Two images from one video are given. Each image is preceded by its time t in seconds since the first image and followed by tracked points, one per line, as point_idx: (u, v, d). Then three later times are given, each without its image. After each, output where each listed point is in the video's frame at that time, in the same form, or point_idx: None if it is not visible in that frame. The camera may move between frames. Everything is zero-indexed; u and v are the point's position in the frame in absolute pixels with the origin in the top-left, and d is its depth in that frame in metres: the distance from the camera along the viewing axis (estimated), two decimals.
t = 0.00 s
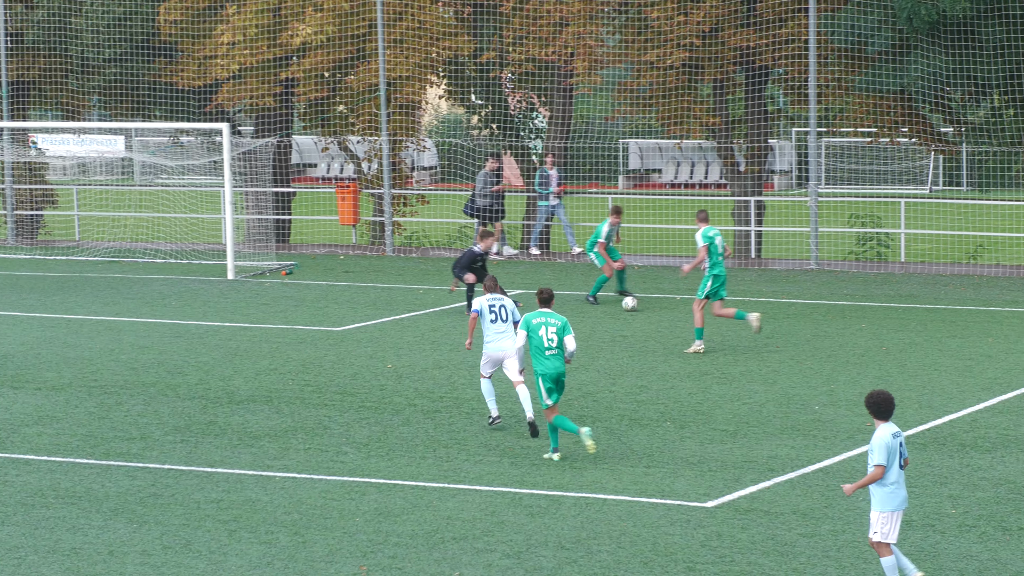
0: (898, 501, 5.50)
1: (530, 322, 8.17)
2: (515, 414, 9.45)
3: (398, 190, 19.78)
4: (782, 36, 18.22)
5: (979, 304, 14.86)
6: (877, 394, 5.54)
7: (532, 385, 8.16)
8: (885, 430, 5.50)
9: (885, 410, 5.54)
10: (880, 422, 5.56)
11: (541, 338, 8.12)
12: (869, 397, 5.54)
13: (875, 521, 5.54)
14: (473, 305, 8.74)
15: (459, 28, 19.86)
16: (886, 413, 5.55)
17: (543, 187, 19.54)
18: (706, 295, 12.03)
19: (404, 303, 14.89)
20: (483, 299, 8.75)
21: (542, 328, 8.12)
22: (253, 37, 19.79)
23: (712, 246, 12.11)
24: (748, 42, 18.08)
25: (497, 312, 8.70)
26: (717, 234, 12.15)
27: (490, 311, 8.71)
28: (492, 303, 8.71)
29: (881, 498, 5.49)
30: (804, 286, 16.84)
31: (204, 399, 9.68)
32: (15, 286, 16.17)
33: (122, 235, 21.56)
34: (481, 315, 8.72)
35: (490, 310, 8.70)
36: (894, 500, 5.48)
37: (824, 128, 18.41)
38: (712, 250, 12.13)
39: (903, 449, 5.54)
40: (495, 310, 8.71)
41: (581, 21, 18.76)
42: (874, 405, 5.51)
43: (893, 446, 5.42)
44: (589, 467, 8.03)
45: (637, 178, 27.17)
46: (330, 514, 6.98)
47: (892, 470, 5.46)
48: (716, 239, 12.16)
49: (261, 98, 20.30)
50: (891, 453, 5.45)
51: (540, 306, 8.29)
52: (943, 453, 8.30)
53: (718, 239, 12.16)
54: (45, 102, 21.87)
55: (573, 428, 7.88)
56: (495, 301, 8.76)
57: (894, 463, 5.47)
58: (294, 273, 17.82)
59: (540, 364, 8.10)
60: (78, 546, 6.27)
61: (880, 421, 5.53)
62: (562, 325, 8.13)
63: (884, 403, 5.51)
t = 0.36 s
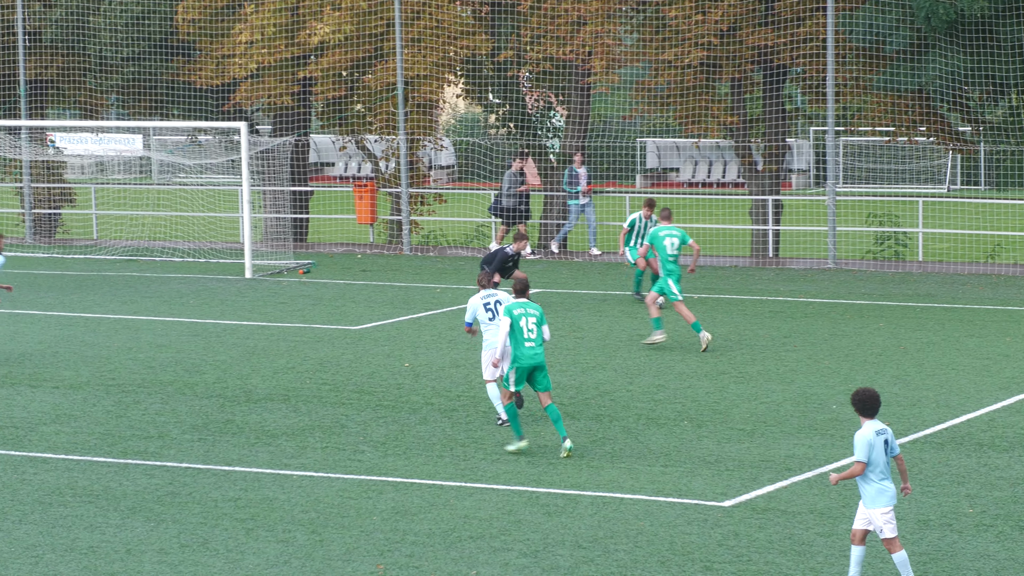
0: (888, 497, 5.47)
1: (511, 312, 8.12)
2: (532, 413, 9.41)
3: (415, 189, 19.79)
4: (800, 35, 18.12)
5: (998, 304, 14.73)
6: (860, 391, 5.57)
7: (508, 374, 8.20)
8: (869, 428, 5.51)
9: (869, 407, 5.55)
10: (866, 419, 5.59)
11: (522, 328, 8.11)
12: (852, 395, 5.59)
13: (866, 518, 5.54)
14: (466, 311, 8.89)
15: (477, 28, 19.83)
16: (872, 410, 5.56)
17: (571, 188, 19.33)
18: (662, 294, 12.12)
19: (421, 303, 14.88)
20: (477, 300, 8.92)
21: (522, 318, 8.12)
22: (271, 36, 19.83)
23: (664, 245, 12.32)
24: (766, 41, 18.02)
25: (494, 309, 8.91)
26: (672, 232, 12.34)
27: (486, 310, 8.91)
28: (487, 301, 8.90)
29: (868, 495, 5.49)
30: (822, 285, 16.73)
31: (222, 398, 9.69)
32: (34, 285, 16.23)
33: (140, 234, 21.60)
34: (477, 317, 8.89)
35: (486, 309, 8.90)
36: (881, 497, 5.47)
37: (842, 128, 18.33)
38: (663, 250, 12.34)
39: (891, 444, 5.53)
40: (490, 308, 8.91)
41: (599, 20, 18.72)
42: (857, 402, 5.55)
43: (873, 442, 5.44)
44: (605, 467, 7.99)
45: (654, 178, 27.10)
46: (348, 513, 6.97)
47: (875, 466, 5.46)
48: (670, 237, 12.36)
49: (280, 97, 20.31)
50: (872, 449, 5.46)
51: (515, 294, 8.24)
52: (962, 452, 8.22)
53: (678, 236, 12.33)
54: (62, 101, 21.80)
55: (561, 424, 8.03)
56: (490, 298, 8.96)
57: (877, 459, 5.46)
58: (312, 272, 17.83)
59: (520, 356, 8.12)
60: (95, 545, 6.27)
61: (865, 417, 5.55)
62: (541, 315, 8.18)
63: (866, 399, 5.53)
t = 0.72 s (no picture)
0: (878, 502, 5.49)
1: (494, 312, 8.19)
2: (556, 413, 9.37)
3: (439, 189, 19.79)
4: (823, 35, 18.06)
5: None
6: (854, 395, 5.60)
7: (486, 374, 8.23)
8: (865, 430, 5.53)
9: (865, 410, 5.57)
10: (863, 422, 5.61)
11: (505, 329, 8.17)
12: (847, 399, 5.62)
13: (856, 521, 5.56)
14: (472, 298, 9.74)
15: (501, 28, 19.77)
16: (868, 414, 5.59)
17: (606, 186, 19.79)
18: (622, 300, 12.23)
19: (444, 303, 14.87)
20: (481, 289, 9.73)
21: (506, 319, 8.17)
22: (295, 36, 19.88)
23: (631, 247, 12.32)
24: (790, 42, 17.95)
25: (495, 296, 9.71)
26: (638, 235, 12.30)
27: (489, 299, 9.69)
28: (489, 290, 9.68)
29: (860, 498, 5.51)
30: (846, 286, 16.60)
31: (247, 398, 9.71)
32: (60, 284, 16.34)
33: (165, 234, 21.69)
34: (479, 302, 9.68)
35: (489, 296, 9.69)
36: (872, 501, 5.48)
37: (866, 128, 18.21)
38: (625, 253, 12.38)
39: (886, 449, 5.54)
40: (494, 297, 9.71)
41: (623, 20, 18.65)
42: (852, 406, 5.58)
43: (868, 445, 5.46)
44: (629, 467, 7.94)
45: (678, 178, 26.99)
46: (372, 513, 6.95)
47: (869, 470, 5.47)
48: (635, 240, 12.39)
49: (304, 97, 20.35)
50: (868, 452, 5.47)
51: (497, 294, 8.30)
52: (987, 453, 8.12)
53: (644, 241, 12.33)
54: (87, 101, 21.78)
55: (556, 414, 8.13)
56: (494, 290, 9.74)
57: (872, 463, 5.48)
58: (336, 272, 17.85)
59: (500, 356, 8.17)
60: (120, 544, 6.29)
61: (861, 421, 5.58)
62: (524, 317, 8.23)
63: (862, 403, 5.55)
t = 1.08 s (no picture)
0: (874, 498, 5.45)
1: (480, 306, 8.23)
2: (580, 414, 9.33)
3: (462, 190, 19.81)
4: (848, 36, 17.94)
5: None
6: (852, 392, 5.54)
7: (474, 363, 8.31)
8: (864, 427, 5.46)
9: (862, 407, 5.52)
10: (856, 418, 5.56)
11: (488, 323, 8.20)
12: (845, 395, 5.54)
13: (845, 517, 5.51)
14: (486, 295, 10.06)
15: (524, 28, 19.76)
16: (864, 411, 5.54)
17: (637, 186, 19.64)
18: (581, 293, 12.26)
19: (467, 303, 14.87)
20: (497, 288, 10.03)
21: (489, 313, 8.20)
22: (319, 36, 19.93)
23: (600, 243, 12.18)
24: (814, 42, 17.88)
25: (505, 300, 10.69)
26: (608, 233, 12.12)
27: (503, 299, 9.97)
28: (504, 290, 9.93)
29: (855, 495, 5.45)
30: (871, 286, 16.46)
31: (271, 398, 9.73)
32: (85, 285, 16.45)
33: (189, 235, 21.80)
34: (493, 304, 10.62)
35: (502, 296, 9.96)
36: (870, 498, 5.44)
37: (890, 129, 18.10)
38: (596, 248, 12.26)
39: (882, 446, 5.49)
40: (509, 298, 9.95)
41: (646, 20, 18.64)
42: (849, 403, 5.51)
43: (870, 441, 5.39)
44: (653, 468, 7.90)
45: (702, 178, 26.91)
46: (396, 513, 6.94)
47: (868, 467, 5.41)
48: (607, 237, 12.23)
49: (327, 98, 20.44)
50: (868, 449, 5.41)
51: (495, 289, 8.34)
52: (1012, 455, 8.02)
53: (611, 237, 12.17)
54: (111, 101, 22.03)
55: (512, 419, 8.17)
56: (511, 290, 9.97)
57: (870, 460, 5.42)
58: (359, 273, 17.89)
59: (484, 350, 8.23)
60: (145, 544, 6.31)
61: (857, 418, 5.52)
62: (510, 313, 8.17)
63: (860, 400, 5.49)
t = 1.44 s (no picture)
0: (865, 500, 5.38)
1: (473, 303, 8.29)
2: (598, 414, 9.30)
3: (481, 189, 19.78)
4: (867, 35, 17.88)
5: None
6: (842, 393, 5.45)
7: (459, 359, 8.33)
8: (854, 428, 5.38)
9: (852, 408, 5.42)
10: (845, 419, 5.46)
11: (479, 320, 8.25)
12: (835, 396, 5.45)
13: (834, 519, 5.44)
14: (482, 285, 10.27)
15: (544, 28, 19.75)
16: (853, 412, 5.44)
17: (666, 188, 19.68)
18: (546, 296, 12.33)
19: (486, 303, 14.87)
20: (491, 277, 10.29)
21: (480, 309, 8.26)
22: (339, 36, 19.95)
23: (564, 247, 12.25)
24: (833, 42, 17.82)
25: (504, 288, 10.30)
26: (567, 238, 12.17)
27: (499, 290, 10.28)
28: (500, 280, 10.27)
29: (845, 497, 5.38)
30: (889, 286, 16.36)
31: (290, 397, 9.75)
32: (106, 284, 16.53)
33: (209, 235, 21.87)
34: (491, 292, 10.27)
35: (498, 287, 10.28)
36: (860, 500, 5.37)
37: (911, 129, 17.98)
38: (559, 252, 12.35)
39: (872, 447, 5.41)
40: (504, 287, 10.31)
41: (666, 20, 18.50)
42: (839, 404, 5.42)
43: (861, 443, 5.31)
44: (671, 468, 7.86)
45: (721, 178, 26.84)
46: (414, 512, 6.93)
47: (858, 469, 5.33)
48: (570, 240, 12.30)
49: (346, 97, 20.38)
50: (858, 451, 5.33)
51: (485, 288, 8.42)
52: None
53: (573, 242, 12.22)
54: (131, 100, 21.92)
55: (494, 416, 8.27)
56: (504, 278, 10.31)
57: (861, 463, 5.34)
58: (378, 272, 17.89)
59: (473, 346, 8.26)
60: (163, 543, 6.32)
61: (847, 419, 5.43)
62: (501, 311, 8.26)
63: (850, 401, 5.41)
